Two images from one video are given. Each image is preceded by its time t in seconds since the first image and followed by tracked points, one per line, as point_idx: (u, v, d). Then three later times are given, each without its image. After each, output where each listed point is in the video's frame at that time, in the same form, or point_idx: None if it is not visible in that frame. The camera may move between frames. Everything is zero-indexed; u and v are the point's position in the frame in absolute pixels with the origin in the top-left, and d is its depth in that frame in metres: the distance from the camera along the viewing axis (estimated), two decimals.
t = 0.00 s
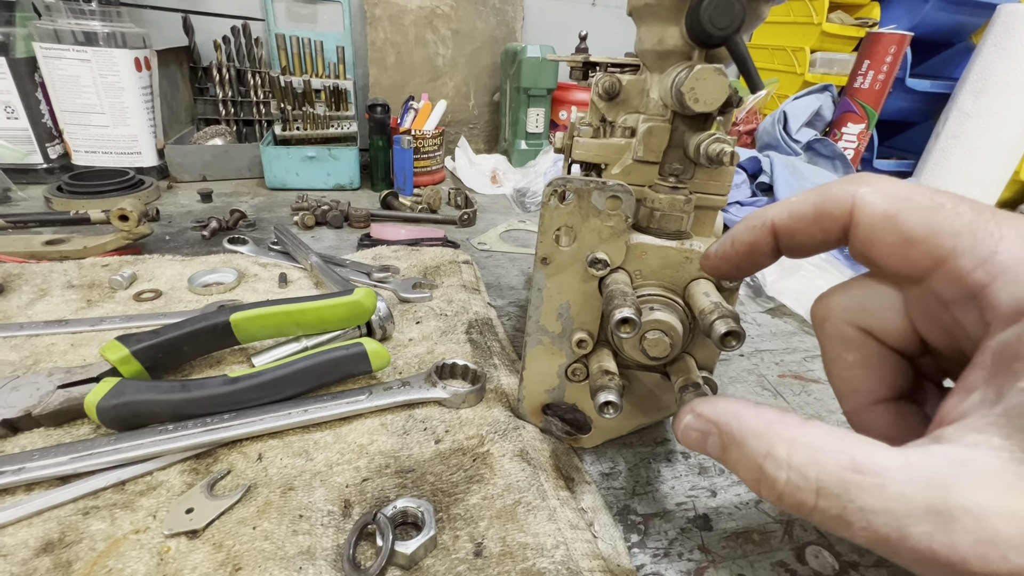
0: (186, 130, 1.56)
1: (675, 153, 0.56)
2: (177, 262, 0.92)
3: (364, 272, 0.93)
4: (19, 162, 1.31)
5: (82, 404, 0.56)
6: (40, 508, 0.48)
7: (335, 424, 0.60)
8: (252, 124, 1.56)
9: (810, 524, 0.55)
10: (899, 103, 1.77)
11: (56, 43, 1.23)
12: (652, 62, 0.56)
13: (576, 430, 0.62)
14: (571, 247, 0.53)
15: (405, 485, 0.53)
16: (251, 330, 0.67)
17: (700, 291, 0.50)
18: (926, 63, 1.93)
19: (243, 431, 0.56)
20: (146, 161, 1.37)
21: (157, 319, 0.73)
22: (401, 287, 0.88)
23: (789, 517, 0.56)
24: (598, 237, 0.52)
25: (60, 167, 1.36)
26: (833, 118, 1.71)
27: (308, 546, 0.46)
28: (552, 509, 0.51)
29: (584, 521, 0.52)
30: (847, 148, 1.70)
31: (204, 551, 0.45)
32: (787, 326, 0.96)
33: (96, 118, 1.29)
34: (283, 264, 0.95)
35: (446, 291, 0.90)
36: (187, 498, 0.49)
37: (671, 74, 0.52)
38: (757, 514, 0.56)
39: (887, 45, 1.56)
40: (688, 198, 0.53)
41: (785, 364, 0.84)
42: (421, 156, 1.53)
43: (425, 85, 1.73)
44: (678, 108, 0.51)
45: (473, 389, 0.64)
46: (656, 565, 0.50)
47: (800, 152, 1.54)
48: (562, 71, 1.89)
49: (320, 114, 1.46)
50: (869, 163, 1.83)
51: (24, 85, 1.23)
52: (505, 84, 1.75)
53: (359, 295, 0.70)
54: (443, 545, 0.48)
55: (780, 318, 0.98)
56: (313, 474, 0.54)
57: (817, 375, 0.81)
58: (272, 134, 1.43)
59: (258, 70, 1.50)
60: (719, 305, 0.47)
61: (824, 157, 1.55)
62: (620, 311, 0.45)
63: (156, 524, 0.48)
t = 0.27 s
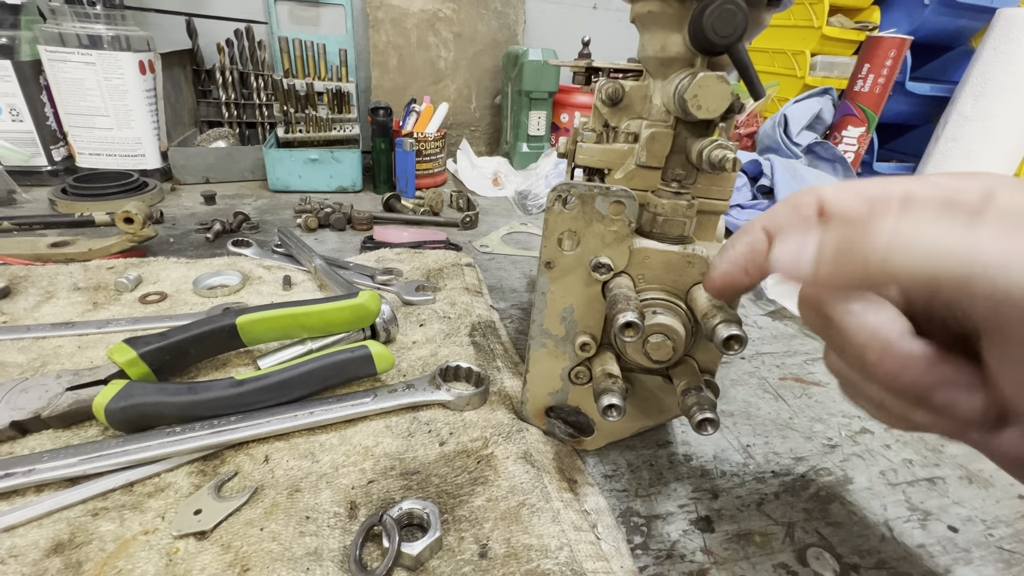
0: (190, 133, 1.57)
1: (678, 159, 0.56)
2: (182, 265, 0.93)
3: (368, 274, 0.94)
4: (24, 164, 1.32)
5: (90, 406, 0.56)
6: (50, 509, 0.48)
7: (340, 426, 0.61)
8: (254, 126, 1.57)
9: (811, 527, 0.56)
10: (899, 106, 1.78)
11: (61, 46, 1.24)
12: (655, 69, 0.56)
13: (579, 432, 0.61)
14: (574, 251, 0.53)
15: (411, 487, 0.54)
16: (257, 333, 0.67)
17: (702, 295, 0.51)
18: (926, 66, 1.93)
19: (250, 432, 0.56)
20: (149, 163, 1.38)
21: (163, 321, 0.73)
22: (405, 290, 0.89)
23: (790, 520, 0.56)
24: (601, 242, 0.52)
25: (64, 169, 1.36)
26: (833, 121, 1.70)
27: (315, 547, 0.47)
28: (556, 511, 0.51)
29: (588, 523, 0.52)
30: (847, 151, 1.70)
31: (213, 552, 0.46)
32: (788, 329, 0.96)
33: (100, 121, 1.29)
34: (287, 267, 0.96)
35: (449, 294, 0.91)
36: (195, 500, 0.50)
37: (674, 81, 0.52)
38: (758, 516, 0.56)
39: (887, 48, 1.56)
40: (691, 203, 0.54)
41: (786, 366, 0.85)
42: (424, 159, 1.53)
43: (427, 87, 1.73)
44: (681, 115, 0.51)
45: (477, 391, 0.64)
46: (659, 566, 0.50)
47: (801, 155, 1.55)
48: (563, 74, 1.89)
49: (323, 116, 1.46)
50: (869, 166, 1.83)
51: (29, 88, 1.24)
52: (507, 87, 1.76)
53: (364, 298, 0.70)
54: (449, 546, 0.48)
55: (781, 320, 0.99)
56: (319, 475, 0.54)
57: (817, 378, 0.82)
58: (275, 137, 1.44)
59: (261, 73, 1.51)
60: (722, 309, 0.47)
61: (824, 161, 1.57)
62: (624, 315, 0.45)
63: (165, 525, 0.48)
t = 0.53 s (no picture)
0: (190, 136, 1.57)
1: (675, 166, 0.57)
2: (182, 269, 0.93)
3: (368, 278, 0.94)
4: (25, 168, 1.32)
5: (90, 410, 0.57)
6: (50, 513, 0.49)
7: (339, 431, 0.61)
8: (255, 129, 1.57)
9: (807, 532, 0.56)
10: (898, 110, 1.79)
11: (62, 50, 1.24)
12: (652, 77, 0.57)
13: (577, 437, 0.62)
14: (572, 257, 0.54)
15: (409, 492, 0.54)
16: (257, 337, 0.68)
17: (698, 301, 0.51)
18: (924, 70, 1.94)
19: (250, 437, 0.57)
20: (150, 166, 1.38)
21: (163, 326, 0.74)
22: (404, 294, 0.90)
23: (786, 524, 0.57)
24: (599, 249, 0.53)
25: (65, 172, 1.37)
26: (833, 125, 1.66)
27: (314, 551, 0.47)
28: (554, 515, 0.52)
29: (585, 528, 0.52)
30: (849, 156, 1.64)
31: (212, 556, 0.46)
32: (785, 333, 0.97)
33: (101, 124, 1.30)
34: (287, 270, 0.97)
35: (448, 298, 0.91)
36: (195, 504, 0.50)
37: (670, 90, 0.53)
38: (755, 521, 0.57)
39: (885, 53, 1.57)
40: (687, 211, 0.54)
41: (783, 371, 0.85)
42: (424, 162, 1.54)
43: (427, 91, 1.74)
44: (678, 122, 0.52)
45: (476, 396, 0.65)
46: (656, 571, 0.51)
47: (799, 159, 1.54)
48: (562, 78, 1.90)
49: (322, 119, 1.47)
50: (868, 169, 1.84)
51: (31, 92, 1.25)
52: (507, 91, 1.76)
53: (364, 303, 0.71)
54: (447, 551, 0.49)
55: (779, 325, 0.99)
56: (318, 480, 0.54)
57: (814, 382, 0.82)
58: (275, 140, 1.44)
59: (261, 76, 1.51)
60: (718, 316, 0.48)
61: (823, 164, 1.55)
62: (621, 322, 0.46)
63: (165, 530, 0.48)
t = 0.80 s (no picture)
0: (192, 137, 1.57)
1: (680, 168, 0.57)
2: (185, 270, 0.93)
3: (371, 279, 0.94)
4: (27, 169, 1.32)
5: (95, 412, 0.56)
6: (55, 515, 0.48)
7: (343, 432, 0.61)
8: (256, 130, 1.57)
9: (812, 534, 0.56)
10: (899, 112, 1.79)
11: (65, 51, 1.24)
12: (657, 78, 0.57)
13: (581, 439, 0.62)
14: (577, 259, 0.54)
15: (414, 494, 0.54)
16: (261, 338, 0.68)
17: (704, 303, 0.51)
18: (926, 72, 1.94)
19: (254, 438, 0.56)
20: (152, 167, 1.38)
21: (166, 327, 0.74)
22: (407, 296, 0.89)
23: (791, 527, 0.57)
24: (604, 250, 0.53)
25: (67, 173, 1.37)
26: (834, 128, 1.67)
27: (319, 553, 0.47)
28: (559, 517, 0.52)
29: (590, 530, 0.52)
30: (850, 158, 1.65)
31: (217, 558, 0.46)
32: (788, 335, 0.97)
33: (104, 125, 1.30)
34: (290, 271, 0.97)
35: (451, 299, 0.91)
36: (199, 506, 0.50)
37: (676, 91, 0.53)
38: (759, 524, 0.57)
39: (886, 55, 1.57)
40: (692, 212, 0.54)
41: (787, 373, 0.85)
42: (426, 163, 1.54)
43: (429, 92, 1.74)
44: (683, 124, 0.52)
45: (480, 397, 0.65)
46: (661, 573, 0.51)
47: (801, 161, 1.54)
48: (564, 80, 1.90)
49: (324, 120, 1.47)
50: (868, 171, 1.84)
51: (33, 93, 1.25)
52: (508, 93, 1.76)
53: (367, 304, 0.71)
54: (452, 553, 0.49)
55: (781, 326, 0.99)
56: (322, 482, 0.54)
57: (818, 384, 0.82)
58: (277, 141, 1.44)
59: (263, 77, 1.52)
60: (724, 317, 0.47)
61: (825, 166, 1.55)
62: (627, 323, 0.45)
63: (169, 531, 0.48)
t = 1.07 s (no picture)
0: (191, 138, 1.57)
1: (676, 169, 0.57)
2: (183, 271, 0.93)
3: (369, 281, 0.94)
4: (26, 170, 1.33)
5: (92, 413, 0.57)
6: (51, 516, 0.48)
7: (341, 433, 0.61)
8: (256, 132, 1.58)
9: (809, 536, 0.56)
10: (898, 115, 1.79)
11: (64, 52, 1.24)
12: (654, 81, 0.57)
13: (578, 440, 0.62)
14: (574, 260, 0.54)
15: (411, 495, 0.54)
16: (259, 340, 0.68)
17: (700, 305, 0.51)
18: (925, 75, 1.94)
19: (251, 439, 0.56)
20: (151, 168, 1.38)
21: (164, 328, 0.74)
22: (405, 297, 0.89)
23: (788, 528, 0.57)
24: (601, 251, 0.53)
25: (66, 174, 1.37)
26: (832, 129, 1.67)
27: (315, 554, 0.47)
28: (555, 519, 0.52)
29: (586, 531, 0.52)
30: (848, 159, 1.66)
31: (213, 560, 0.46)
32: (786, 336, 0.97)
33: (103, 126, 1.30)
34: (288, 273, 0.97)
35: (449, 301, 0.91)
36: (196, 507, 0.50)
37: (672, 94, 0.53)
38: (756, 525, 0.57)
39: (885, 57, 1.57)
40: (689, 214, 0.54)
41: (784, 374, 0.85)
42: (425, 165, 1.54)
43: (428, 94, 1.74)
44: (679, 126, 0.52)
45: (477, 399, 0.65)
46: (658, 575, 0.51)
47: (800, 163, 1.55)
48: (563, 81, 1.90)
49: (323, 122, 1.47)
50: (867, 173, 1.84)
51: (33, 94, 1.25)
52: (507, 94, 1.77)
53: (365, 305, 0.71)
54: (448, 555, 0.49)
55: (779, 328, 0.99)
56: (319, 483, 0.54)
57: (815, 386, 0.82)
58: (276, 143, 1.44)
59: (262, 79, 1.52)
60: (720, 319, 0.47)
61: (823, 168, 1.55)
62: (623, 325, 0.46)
63: (166, 533, 0.48)
